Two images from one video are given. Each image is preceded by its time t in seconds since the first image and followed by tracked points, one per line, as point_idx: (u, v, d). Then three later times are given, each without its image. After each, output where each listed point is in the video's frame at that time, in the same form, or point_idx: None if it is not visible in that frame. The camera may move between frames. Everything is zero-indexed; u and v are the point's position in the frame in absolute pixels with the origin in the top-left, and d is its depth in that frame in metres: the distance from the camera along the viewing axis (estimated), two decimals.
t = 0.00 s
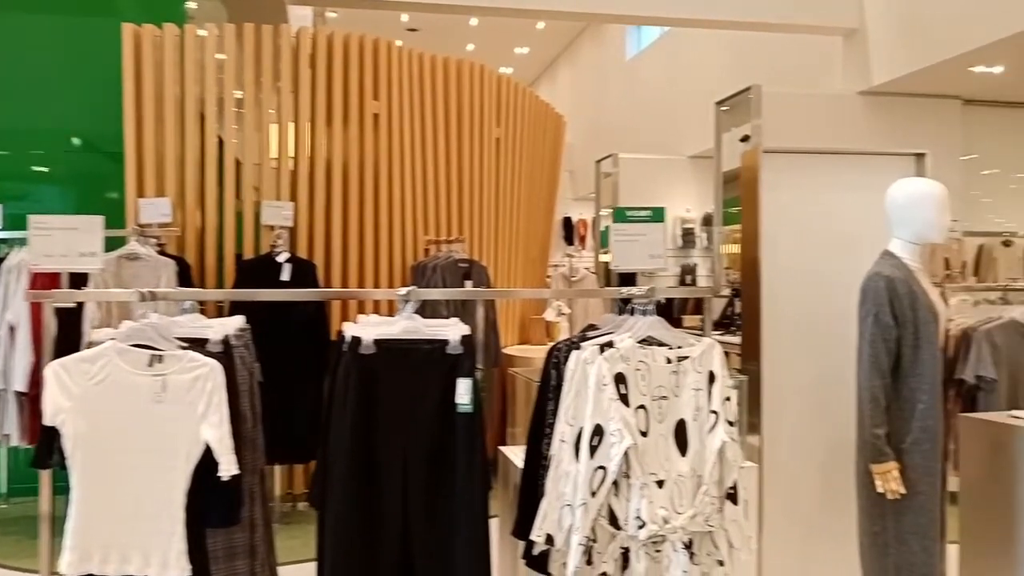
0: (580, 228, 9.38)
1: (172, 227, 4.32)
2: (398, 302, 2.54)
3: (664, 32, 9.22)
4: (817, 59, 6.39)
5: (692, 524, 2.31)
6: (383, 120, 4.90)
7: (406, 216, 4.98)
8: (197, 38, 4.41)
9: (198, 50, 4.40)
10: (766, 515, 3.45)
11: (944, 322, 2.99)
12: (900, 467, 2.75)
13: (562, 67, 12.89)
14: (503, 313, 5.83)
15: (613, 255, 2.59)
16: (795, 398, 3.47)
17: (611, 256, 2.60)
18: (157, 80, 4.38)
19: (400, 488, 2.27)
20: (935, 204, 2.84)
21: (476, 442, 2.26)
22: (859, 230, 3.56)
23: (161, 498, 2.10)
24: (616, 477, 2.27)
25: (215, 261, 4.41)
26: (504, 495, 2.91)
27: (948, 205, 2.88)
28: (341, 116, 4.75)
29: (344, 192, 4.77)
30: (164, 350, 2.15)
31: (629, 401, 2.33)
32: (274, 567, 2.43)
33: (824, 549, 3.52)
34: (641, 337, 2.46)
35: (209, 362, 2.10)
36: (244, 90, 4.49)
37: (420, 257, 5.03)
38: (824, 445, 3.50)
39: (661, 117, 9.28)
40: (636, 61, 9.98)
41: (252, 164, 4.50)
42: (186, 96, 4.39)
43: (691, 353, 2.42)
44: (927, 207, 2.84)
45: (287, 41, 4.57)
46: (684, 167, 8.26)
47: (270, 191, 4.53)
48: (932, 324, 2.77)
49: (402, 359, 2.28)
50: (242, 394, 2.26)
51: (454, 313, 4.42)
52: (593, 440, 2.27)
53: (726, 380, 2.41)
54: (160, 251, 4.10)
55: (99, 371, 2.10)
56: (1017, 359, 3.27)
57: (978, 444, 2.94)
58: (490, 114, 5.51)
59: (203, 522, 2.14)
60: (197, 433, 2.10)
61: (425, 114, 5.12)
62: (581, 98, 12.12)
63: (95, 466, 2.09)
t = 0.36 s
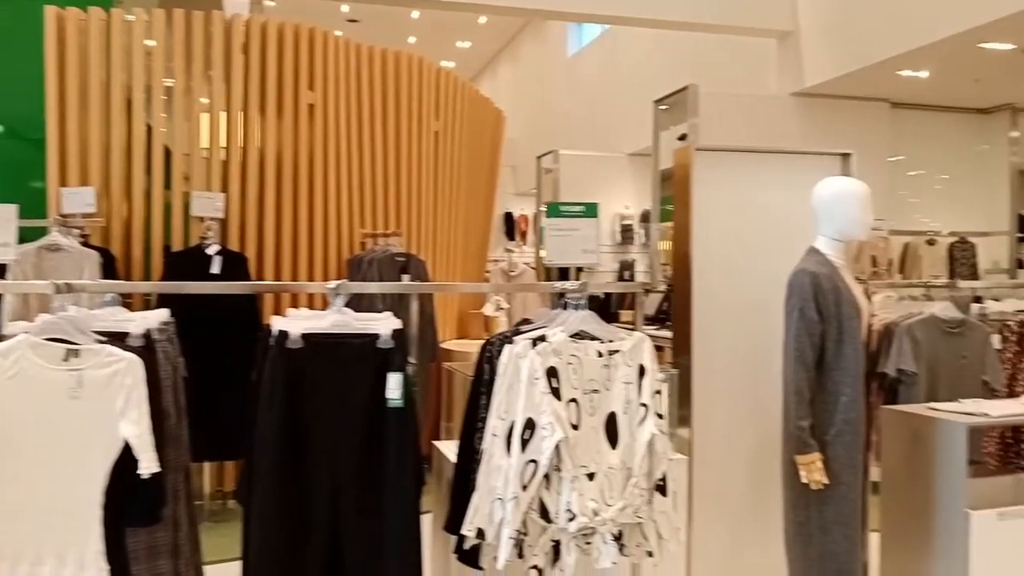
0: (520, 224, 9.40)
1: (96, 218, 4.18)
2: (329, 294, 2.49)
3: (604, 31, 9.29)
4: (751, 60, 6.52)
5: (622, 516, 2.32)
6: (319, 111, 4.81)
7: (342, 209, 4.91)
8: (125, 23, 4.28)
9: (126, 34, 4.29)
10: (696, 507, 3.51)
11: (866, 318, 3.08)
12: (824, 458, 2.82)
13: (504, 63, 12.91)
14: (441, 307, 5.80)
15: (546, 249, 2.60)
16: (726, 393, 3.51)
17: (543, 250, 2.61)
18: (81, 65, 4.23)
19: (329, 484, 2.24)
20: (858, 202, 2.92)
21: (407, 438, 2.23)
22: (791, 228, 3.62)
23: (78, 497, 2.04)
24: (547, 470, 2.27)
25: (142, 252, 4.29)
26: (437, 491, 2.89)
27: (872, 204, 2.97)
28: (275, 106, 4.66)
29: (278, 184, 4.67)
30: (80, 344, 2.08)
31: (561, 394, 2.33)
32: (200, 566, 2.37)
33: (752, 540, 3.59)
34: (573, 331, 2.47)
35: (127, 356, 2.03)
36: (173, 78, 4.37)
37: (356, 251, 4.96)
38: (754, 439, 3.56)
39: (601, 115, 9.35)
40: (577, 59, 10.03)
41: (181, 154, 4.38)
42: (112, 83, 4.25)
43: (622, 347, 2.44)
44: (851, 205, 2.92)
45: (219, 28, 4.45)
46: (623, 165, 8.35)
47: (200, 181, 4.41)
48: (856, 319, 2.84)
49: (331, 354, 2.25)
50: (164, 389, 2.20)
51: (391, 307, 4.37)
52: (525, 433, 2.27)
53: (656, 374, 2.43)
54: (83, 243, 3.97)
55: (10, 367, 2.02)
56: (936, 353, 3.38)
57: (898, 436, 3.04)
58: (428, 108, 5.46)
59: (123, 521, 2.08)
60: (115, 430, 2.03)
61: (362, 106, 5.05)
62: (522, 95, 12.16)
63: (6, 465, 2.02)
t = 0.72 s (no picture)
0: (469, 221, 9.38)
1: (26, 211, 4.01)
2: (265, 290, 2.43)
3: (552, 29, 9.32)
4: (696, 61, 6.60)
5: (563, 513, 2.33)
6: (260, 104, 4.73)
7: (285, 204, 4.83)
8: (56, 10, 4.12)
9: (59, 22, 4.13)
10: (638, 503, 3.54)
11: (802, 316, 3.15)
12: (760, 453, 2.86)
13: (453, 59, 12.86)
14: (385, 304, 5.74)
15: (488, 246, 2.59)
16: (667, 390, 3.52)
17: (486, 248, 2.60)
18: (9, 52, 4.06)
19: (265, 484, 2.20)
20: (794, 202, 2.98)
21: (345, 436, 2.21)
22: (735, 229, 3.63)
23: (2, 500, 1.97)
24: (487, 467, 2.27)
25: (75, 246, 4.15)
26: (378, 489, 2.85)
27: (807, 204, 3.03)
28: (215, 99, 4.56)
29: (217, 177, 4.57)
30: (3, 341, 2.01)
31: (502, 391, 2.33)
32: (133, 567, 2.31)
33: (692, 535, 3.62)
34: (515, 328, 2.48)
35: (54, 354, 1.98)
36: (108, 68, 4.24)
37: (298, 247, 4.89)
38: (694, 435, 3.58)
39: (549, 113, 9.38)
40: (526, 56, 10.03)
41: (116, 146, 4.25)
42: (42, 71, 4.09)
43: (563, 344, 2.45)
44: (787, 205, 2.98)
45: (156, 18, 4.33)
46: (571, 163, 8.39)
47: (136, 174, 4.30)
48: (791, 317, 2.90)
49: (267, 351, 2.21)
50: (94, 388, 2.14)
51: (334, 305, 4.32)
52: (465, 431, 2.26)
53: (597, 370, 2.45)
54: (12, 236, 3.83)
55: None
56: (869, 350, 3.48)
57: (832, 431, 3.11)
58: (373, 102, 5.42)
59: (49, 523, 2.02)
60: (41, 431, 1.97)
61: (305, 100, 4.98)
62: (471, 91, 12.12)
63: None
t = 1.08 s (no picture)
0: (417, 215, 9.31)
1: None
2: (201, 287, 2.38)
3: (500, 23, 9.28)
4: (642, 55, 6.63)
5: (507, 507, 2.33)
6: (199, 97, 4.62)
7: (225, 199, 4.74)
8: None
9: None
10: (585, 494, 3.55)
11: (743, 307, 3.19)
12: (702, 443, 2.90)
13: (400, 52, 12.73)
14: (330, 300, 5.67)
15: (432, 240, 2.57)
16: (612, 382, 3.53)
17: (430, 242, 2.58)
18: None
19: (201, 487, 2.15)
20: (734, 195, 3.03)
21: (284, 433, 2.17)
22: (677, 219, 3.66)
23: None
24: (431, 463, 2.25)
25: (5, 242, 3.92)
26: (322, 489, 2.81)
27: (746, 197, 3.08)
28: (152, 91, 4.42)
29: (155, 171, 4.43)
30: None
31: (446, 387, 2.32)
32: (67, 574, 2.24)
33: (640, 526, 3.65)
34: (458, 323, 2.47)
35: None
36: (39, 59, 4.01)
37: (240, 242, 4.81)
38: (638, 428, 3.58)
39: (497, 107, 9.35)
40: (473, 49, 9.99)
41: (48, 140, 4.03)
42: None
43: (507, 338, 2.44)
44: (728, 198, 3.02)
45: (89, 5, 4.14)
46: (520, 157, 8.38)
47: (69, 168, 4.08)
48: (732, 309, 2.94)
49: (203, 350, 2.17)
50: (21, 390, 2.06)
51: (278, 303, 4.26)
52: (409, 427, 2.24)
53: (541, 364, 2.45)
54: None
55: None
56: (808, 340, 3.55)
57: (773, 420, 3.16)
58: (317, 95, 5.35)
59: None
60: None
61: (246, 92, 4.89)
62: (419, 85, 12.02)
63: None
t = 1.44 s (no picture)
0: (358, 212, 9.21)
1: None
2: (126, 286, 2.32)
3: (439, 18, 9.24)
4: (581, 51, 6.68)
5: (445, 503, 2.31)
6: (127, 89, 4.46)
7: (155, 195, 4.60)
8: None
9: None
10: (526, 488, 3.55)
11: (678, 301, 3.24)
12: (639, 434, 2.93)
13: (339, 46, 12.57)
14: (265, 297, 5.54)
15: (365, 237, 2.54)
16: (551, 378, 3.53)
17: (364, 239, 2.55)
18: None
19: (126, 491, 2.09)
20: (667, 189, 3.07)
21: (214, 433, 2.14)
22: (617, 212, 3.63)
23: None
24: (367, 461, 2.22)
25: None
26: (258, 492, 2.74)
27: (679, 192, 3.12)
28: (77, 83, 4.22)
29: (81, 166, 4.24)
30: None
31: (381, 384, 2.29)
32: None
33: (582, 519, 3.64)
34: (393, 319, 2.45)
35: None
36: None
37: (172, 239, 4.66)
38: (577, 423, 3.54)
39: (437, 102, 9.30)
40: (413, 44, 9.92)
41: None
42: None
43: (444, 334, 2.43)
44: (661, 194, 3.06)
45: None
46: (462, 153, 8.35)
47: None
48: (666, 301, 2.98)
49: (128, 350, 2.11)
50: None
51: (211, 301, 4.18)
52: (343, 426, 2.21)
53: (478, 359, 2.44)
54: None
55: None
56: (743, 332, 3.62)
57: (708, 412, 3.21)
58: (248, 89, 5.25)
59: None
60: None
61: (176, 85, 4.74)
62: (359, 80, 11.89)
63: None
